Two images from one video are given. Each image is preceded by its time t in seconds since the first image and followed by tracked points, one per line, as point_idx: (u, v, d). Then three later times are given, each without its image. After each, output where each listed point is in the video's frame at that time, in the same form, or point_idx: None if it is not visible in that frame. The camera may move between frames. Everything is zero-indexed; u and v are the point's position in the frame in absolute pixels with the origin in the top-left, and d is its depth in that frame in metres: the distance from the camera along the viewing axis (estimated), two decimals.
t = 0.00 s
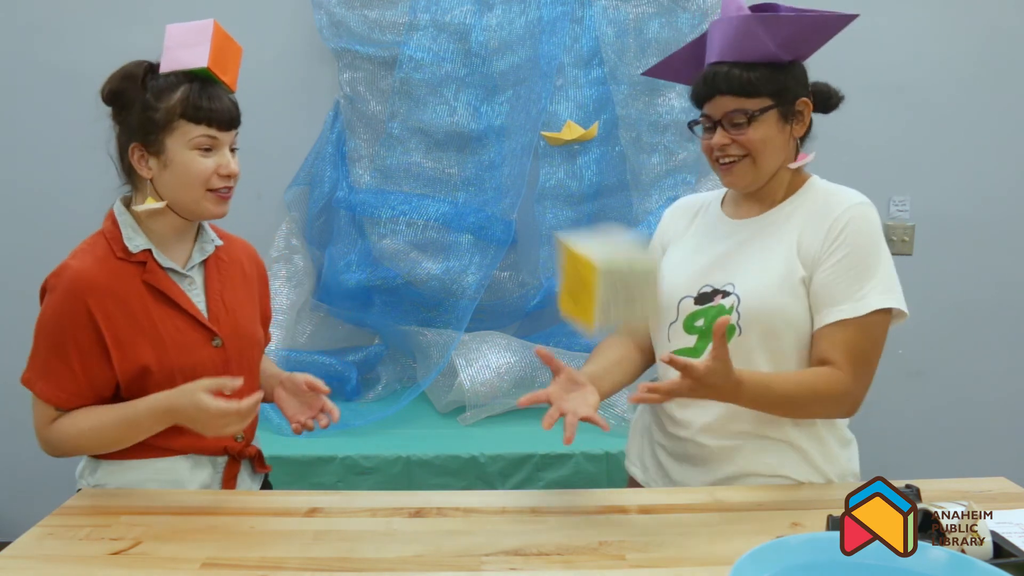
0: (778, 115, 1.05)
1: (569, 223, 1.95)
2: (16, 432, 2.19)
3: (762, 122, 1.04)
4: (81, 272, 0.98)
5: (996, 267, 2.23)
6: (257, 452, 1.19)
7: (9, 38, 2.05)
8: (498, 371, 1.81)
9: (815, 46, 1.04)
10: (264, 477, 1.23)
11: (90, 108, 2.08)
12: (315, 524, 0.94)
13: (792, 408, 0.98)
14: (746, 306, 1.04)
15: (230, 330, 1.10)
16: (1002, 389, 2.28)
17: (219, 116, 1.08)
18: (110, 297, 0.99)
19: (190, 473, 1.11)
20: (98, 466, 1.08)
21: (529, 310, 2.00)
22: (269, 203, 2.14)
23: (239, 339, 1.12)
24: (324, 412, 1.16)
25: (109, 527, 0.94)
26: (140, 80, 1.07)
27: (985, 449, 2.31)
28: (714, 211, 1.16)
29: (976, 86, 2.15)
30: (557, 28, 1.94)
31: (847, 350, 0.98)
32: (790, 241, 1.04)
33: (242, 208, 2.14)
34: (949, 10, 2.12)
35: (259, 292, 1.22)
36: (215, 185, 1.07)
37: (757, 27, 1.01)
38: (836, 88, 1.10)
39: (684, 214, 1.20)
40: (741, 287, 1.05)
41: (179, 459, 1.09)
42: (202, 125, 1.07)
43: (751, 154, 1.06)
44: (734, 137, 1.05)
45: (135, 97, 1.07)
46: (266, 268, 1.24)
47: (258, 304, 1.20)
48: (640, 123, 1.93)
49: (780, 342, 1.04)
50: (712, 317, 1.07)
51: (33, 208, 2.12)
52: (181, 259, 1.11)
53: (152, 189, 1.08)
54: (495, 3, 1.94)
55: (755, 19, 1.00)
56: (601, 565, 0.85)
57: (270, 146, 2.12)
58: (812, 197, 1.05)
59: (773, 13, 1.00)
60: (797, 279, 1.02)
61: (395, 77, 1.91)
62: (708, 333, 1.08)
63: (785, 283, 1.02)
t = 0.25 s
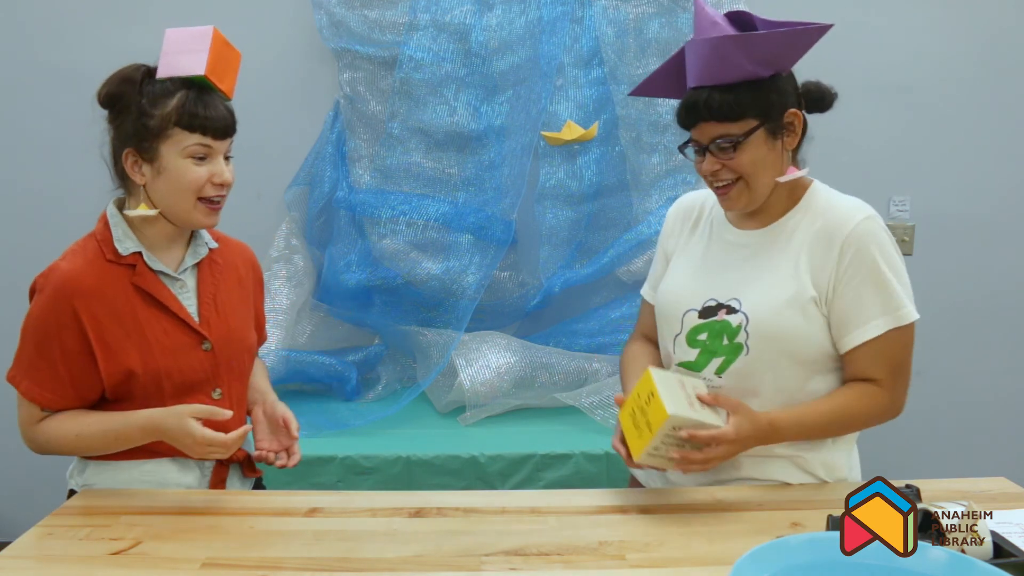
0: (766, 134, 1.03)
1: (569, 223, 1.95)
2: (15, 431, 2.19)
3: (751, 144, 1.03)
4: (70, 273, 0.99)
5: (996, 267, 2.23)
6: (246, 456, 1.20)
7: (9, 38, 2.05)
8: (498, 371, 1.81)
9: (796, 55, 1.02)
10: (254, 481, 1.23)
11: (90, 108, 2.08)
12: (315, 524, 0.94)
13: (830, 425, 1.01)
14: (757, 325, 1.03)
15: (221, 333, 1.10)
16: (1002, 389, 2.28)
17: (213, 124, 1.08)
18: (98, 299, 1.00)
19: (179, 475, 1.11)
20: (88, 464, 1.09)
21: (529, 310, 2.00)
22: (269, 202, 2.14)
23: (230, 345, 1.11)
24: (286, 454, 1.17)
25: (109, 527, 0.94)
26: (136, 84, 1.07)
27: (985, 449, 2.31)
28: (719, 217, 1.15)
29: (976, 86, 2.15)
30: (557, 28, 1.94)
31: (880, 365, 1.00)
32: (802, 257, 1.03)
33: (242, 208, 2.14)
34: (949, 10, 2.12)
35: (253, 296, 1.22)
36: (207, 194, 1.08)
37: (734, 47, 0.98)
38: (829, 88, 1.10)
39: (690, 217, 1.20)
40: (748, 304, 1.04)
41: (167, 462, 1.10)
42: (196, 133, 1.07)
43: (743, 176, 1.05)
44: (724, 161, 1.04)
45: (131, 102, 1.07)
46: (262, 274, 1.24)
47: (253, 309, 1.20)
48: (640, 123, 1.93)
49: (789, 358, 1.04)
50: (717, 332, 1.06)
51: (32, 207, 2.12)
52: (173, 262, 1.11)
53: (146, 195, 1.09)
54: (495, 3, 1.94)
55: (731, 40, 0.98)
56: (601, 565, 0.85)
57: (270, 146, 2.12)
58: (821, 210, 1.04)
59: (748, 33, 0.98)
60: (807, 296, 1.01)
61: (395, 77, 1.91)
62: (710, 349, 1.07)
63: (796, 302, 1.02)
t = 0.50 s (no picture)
0: (761, 128, 1.04)
1: (569, 223, 1.95)
2: (16, 431, 2.19)
3: (744, 138, 1.04)
4: (56, 275, 0.99)
5: (996, 267, 2.23)
6: (246, 453, 1.19)
7: (9, 38, 2.05)
8: (498, 371, 1.82)
9: (793, 49, 1.02)
10: (253, 479, 1.22)
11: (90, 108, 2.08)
12: (315, 525, 0.94)
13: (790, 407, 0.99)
14: (748, 313, 1.04)
15: (212, 328, 1.10)
16: (1002, 389, 2.28)
17: (193, 116, 1.08)
18: (86, 299, 1.00)
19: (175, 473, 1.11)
20: (85, 464, 1.09)
21: (529, 310, 2.00)
22: (269, 202, 2.14)
23: (220, 342, 1.12)
24: (303, 421, 1.14)
25: (109, 527, 0.94)
26: (112, 84, 1.07)
27: (985, 449, 2.31)
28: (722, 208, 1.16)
29: (976, 86, 2.15)
30: (557, 28, 1.94)
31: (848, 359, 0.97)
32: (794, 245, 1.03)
33: (242, 208, 2.14)
34: (949, 10, 2.12)
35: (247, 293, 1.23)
36: (192, 185, 1.08)
37: (727, 42, 1.00)
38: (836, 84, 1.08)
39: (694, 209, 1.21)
40: (743, 293, 1.05)
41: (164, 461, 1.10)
42: (176, 125, 1.07)
43: (738, 169, 1.06)
44: (718, 153, 1.06)
45: (107, 101, 1.07)
46: (254, 269, 1.24)
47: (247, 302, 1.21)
48: (640, 123, 1.94)
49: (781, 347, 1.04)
50: (714, 323, 1.07)
51: (33, 207, 2.12)
52: (162, 259, 1.11)
53: (130, 192, 1.09)
54: (495, 3, 1.94)
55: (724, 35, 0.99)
56: (601, 565, 0.85)
57: (270, 146, 2.12)
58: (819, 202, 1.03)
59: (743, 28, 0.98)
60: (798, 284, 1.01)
61: (395, 77, 1.91)
62: (713, 337, 1.08)
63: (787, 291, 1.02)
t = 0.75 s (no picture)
0: (756, 116, 1.04)
1: (569, 223, 1.95)
2: (17, 431, 2.19)
3: (740, 124, 1.05)
4: (55, 265, 0.99)
5: (996, 267, 2.23)
6: (246, 445, 1.18)
7: (9, 38, 2.05)
8: (497, 371, 1.81)
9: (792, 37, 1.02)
10: (253, 473, 1.22)
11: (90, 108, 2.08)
12: (315, 525, 0.94)
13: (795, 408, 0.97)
14: (744, 308, 1.04)
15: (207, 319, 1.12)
16: (1002, 389, 2.28)
17: (179, 108, 1.09)
18: (87, 288, 1.00)
19: (173, 468, 1.10)
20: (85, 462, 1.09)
21: (529, 310, 2.01)
22: (269, 202, 2.14)
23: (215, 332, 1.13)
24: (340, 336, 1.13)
25: (109, 527, 0.94)
26: (93, 80, 1.06)
27: (985, 449, 2.31)
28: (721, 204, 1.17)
29: (976, 86, 2.15)
30: (557, 28, 1.94)
31: (848, 356, 0.97)
32: (796, 238, 1.03)
33: (242, 208, 2.14)
34: (949, 10, 2.12)
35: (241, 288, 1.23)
36: (184, 175, 1.08)
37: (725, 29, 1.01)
38: (838, 82, 1.07)
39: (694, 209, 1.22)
40: (738, 287, 1.05)
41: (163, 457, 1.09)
42: (162, 118, 1.08)
43: (731, 157, 1.07)
44: (714, 139, 1.07)
45: (89, 99, 1.06)
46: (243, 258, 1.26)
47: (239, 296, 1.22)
48: (640, 123, 1.93)
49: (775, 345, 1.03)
50: (707, 316, 1.07)
51: (33, 207, 2.12)
52: (157, 252, 1.12)
53: (120, 188, 1.09)
54: (495, 3, 1.94)
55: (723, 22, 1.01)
56: (601, 565, 0.85)
57: (270, 145, 2.12)
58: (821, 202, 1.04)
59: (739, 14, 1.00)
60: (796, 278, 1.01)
61: (395, 77, 1.91)
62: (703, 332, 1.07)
63: (785, 283, 1.01)
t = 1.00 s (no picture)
0: (748, 123, 1.04)
1: (569, 223, 1.95)
2: (16, 432, 2.19)
3: (732, 132, 1.05)
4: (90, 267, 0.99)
5: (996, 267, 2.23)
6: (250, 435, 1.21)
7: (9, 38, 2.05)
8: (497, 371, 1.82)
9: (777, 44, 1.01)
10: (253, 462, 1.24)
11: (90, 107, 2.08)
12: (316, 525, 0.94)
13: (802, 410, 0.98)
14: (750, 307, 1.04)
15: (215, 316, 1.15)
16: (1002, 389, 2.28)
17: (191, 121, 1.10)
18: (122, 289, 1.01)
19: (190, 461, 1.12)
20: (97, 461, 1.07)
21: (529, 310, 2.01)
22: (269, 202, 2.14)
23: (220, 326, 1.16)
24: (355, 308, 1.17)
25: (109, 527, 0.94)
26: (105, 86, 1.06)
27: (985, 449, 2.31)
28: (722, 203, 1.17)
29: (976, 86, 2.15)
30: (557, 28, 1.94)
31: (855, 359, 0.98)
32: (802, 239, 1.03)
33: (242, 208, 2.14)
34: (949, 10, 2.12)
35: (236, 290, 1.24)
36: (187, 190, 1.09)
37: (712, 37, 1.02)
38: (835, 82, 1.04)
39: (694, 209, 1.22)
40: (744, 286, 1.05)
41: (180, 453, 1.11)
42: (175, 131, 1.09)
43: (727, 164, 1.07)
44: (710, 147, 1.08)
45: (100, 103, 1.06)
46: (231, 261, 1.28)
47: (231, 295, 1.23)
48: (640, 123, 1.93)
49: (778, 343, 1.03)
50: (714, 314, 1.07)
51: (33, 207, 2.12)
52: (154, 253, 1.14)
53: (122, 194, 1.08)
54: (495, 3, 1.94)
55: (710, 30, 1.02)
56: (601, 565, 0.85)
57: (270, 145, 2.12)
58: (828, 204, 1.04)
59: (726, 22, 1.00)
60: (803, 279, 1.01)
61: (395, 77, 1.91)
62: (710, 330, 1.08)
63: (792, 284, 1.02)
